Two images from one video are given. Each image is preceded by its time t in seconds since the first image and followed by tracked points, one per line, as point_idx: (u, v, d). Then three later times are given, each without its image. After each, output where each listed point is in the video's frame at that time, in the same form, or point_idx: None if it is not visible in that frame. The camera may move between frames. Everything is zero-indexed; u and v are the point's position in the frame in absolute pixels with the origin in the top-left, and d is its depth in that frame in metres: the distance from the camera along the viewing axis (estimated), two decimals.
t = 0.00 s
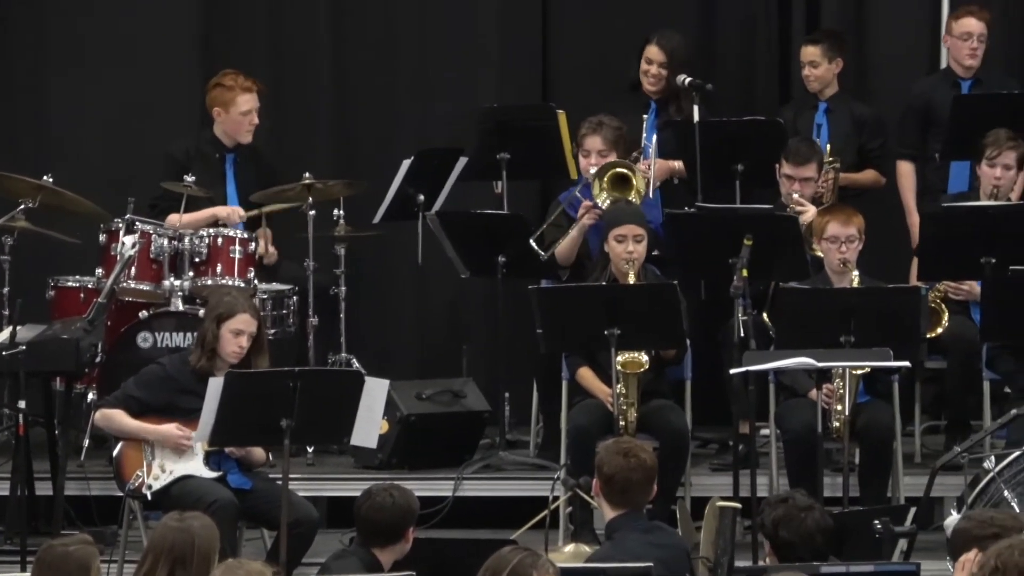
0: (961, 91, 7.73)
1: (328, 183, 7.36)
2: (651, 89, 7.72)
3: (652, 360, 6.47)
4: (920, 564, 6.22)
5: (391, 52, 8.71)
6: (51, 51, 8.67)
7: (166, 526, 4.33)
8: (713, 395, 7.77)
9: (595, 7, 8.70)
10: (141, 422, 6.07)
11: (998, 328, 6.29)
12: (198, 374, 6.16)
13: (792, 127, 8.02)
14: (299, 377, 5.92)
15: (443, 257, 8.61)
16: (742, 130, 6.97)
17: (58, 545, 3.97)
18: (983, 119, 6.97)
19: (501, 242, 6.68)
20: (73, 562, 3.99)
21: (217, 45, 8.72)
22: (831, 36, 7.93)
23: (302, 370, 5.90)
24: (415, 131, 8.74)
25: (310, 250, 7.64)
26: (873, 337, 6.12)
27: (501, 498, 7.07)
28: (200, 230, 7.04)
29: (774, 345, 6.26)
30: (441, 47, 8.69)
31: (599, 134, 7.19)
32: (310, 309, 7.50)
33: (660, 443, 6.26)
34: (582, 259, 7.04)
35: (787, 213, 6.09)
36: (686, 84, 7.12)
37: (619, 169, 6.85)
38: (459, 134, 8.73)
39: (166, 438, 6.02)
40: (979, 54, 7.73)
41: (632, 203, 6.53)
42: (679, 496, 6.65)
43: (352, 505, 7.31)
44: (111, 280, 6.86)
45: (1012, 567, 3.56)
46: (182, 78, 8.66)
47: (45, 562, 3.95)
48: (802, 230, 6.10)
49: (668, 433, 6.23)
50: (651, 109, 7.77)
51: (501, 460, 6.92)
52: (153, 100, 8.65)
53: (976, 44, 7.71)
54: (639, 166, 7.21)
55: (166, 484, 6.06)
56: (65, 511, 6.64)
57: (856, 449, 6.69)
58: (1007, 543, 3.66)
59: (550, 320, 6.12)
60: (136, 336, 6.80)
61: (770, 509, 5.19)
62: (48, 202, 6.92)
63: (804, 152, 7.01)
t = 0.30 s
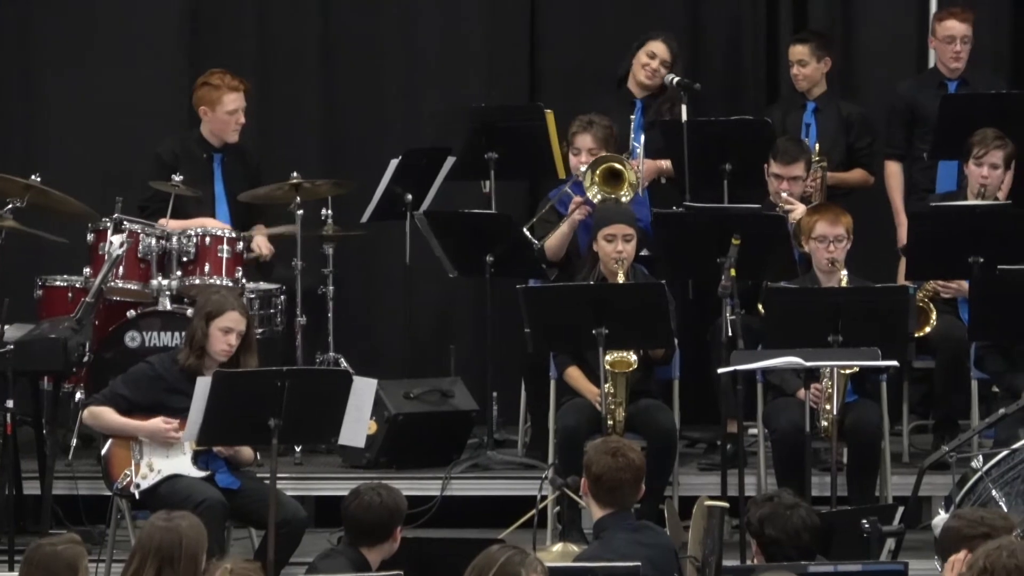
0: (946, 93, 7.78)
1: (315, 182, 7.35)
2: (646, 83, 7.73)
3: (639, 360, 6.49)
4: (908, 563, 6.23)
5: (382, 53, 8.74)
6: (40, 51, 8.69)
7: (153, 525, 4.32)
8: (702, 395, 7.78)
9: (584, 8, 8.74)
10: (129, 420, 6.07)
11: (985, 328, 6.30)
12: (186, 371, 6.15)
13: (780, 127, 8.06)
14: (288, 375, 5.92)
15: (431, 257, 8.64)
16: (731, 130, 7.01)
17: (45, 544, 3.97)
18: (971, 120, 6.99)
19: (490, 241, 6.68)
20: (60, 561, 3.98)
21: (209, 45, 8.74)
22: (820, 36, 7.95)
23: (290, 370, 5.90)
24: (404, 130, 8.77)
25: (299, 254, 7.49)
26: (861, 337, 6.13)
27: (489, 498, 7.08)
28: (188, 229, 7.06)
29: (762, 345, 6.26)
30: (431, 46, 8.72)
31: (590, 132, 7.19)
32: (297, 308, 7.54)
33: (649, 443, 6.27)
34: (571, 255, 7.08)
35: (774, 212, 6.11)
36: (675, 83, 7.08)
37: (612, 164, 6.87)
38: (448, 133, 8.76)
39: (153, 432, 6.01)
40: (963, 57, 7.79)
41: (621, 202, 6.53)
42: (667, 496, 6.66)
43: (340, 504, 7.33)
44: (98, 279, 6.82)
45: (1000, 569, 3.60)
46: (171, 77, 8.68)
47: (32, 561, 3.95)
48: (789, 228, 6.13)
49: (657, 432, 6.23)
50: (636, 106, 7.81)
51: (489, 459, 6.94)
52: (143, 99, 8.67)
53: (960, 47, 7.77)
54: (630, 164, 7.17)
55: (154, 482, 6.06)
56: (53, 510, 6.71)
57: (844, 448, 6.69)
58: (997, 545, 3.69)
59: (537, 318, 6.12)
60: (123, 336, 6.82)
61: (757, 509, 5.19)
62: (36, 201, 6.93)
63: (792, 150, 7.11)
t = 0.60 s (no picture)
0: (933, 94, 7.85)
1: (303, 181, 7.38)
2: (628, 80, 7.80)
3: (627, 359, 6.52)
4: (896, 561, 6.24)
5: (372, 51, 8.76)
6: (28, 50, 8.69)
7: (141, 523, 4.33)
8: (690, 393, 7.79)
9: (573, 7, 8.76)
10: (117, 421, 6.07)
11: (972, 326, 6.30)
12: (174, 370, 6.16)
13: (768, 125, 8.09)
14: (275, 374, 5.91)
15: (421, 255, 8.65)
16: (719, 129, 7.03)
17: (32, 542, 3.97)
18: (959, 118, 7.01)
19: (478, 240, 6.69)
20: (48, 559, 3.98)
21: (198, 43, 8.76)
22: (808, 35, 7.98)
23: (278, 368, 5.88)
24: (395, 129, 8.78)
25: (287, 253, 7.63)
26: (848, 336, 6.14)
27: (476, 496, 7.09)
28: (176, 227, 7.07)
29: (750, 343, 6.27)
30: (422, 44, 8.73)
31: (584, 133, 7.15)
32: (286, 307, 7.56)
33: (636, 441, 6.28)
34: (563, 255, 7.05)
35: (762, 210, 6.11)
36: (663, 81, 7.09)
37: (605, 166, 6.86)
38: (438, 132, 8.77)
39: (139, 441, 6.04)
40: (953, 60, 7.83)
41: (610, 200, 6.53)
42: (655, 494, 6.68)
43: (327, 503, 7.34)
44: (86, 278, 6.85)
45: (988, 568, 3.52)
46: (160, 76, 8.69)
47: (19, 559, 3.95)
48: (777, 226, 6.13)
49: (644, 430, 6.24)
50: (620, 106, 7.85)
51: (476, 458, 6.95)
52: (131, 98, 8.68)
53: (951, 49, 7.81)
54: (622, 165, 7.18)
55: (142, 481, 6.06)
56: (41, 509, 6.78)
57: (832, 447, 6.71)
58: (986, 544, 3.61)
59: (525, 318, 6.12)
60: (111, 334, 6.82)
61: (745, 507, 5.20)
62: (24, 199, 6.94)
63: (779, 149, 7.12)
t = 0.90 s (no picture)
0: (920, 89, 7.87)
1: (287, 180, 7.42)
2: (608, 78, 7.86)
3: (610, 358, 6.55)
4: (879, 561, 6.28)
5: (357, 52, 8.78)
6: (13, 48, 8.70)
7: (123, 523, 4.32)
8: (673, 392, 7.81)
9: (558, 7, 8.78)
10: (100, 419, 6.08)
11: (956, 326, 6.32)
12: (157, 370, 6.16)
13: (751, 124, 8.15)
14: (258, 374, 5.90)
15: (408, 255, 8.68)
16: (701, 127, 7.11)
17: (15, 542, 3.97)
18: (942, 118, 7.03)
19: (461, 239, 6.69)
20: (31, 559, 3.97)
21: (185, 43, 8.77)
22: (794, 34, 8.02)
23: (260, 367, 5.88)
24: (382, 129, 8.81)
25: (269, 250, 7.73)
26: (832, 336, 6.13)
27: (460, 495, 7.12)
28: (160, 227, 7.12)
29: (733, 343, 6.27)
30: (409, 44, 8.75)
31: (571, 133, 7.14)
32: (269, 306, 7.61)
33: (619, 441, 6.31)
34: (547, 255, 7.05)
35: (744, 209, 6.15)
36: (646, 79, 7.40)
37: (590, 168, 6.88)
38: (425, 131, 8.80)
39: (123, 433, 6.03)
40: (936, 52, 7.86)
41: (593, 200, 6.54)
42: (638, 493, 6.70)
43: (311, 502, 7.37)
44: (69, 277, 6.87)
45: (974, 567, 3.61)
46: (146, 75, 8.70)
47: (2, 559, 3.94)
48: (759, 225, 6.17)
49: (628, 430, 6.29)
50: (602, 103, 7.93)
51: (460, 457, 6.97)
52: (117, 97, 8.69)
53: (933, 43, 7.85)
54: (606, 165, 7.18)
55: (124, 480, 6.07)
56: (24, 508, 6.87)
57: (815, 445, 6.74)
58: (971, 542, 3.71)
59: (509, 317, 6.12)
60: (94, 334, 6.84)
61: (721, 507, 5.21)
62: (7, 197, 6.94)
63: (764, 147, 7.19)
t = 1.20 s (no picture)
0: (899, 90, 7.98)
1: (270, 180, 7.57)
2: (591, 84, 7.93)
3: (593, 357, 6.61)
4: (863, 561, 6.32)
5: (343, 52, 8.81)
6: None
7: (106, 523, 4.31)
8: (657, 392, 7.84)
9: (542, 6, 8.81)
10: (83, 421, 6.09)
11: (939, 327, 6.34)
12: (140, 371, 6.16)
13: (733, 124, 8.22)
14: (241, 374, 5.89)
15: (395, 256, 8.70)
16: (684, 127, 7.16)
17: None
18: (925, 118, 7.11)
19: (444, 240, 6.71)
20: (14, 557, 3.98)
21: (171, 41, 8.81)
22: (776, 34, 8.10)
23: (244, 367, 5.86)
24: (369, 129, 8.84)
25: (252, 251, 7.76)
26: (814, 336, 6.14)
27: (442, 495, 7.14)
28: (142, 227, 7.15)
29: (716, 343, 6.27)
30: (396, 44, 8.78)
31: (548, 132, 7.15)
32: (252, 306, 7.65)
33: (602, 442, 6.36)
34: (526, 255, 7.10)
35: (728, 211, 6.18)
36: (627, 79, 7.36)
37: (566, 165, 6.88)
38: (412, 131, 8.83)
39: (105, 440, 6.05)
40: (912, 53, 7.98)
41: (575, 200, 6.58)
42: (621, 493, 6.75)
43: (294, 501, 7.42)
44: (51, 277, 6.91)
45: (956, 566, 3.66)
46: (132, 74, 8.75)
47: None
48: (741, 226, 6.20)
49: (610, 430, 6.35)
50: (585, 105, 7.95)
51: (442, 457, 7.01)
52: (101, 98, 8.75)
53: (908, 43, 7.97)
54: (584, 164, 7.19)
55: (107, 480, 6.08)
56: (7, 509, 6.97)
57: (798, 445, 6.75)
58: (954, 541, 3.75)
59: (491, 318, 6.15)
60: (77, 334, 6.89)
61: (701, 508, 5.20)
62: None
63: (748, 147, 7.27)
